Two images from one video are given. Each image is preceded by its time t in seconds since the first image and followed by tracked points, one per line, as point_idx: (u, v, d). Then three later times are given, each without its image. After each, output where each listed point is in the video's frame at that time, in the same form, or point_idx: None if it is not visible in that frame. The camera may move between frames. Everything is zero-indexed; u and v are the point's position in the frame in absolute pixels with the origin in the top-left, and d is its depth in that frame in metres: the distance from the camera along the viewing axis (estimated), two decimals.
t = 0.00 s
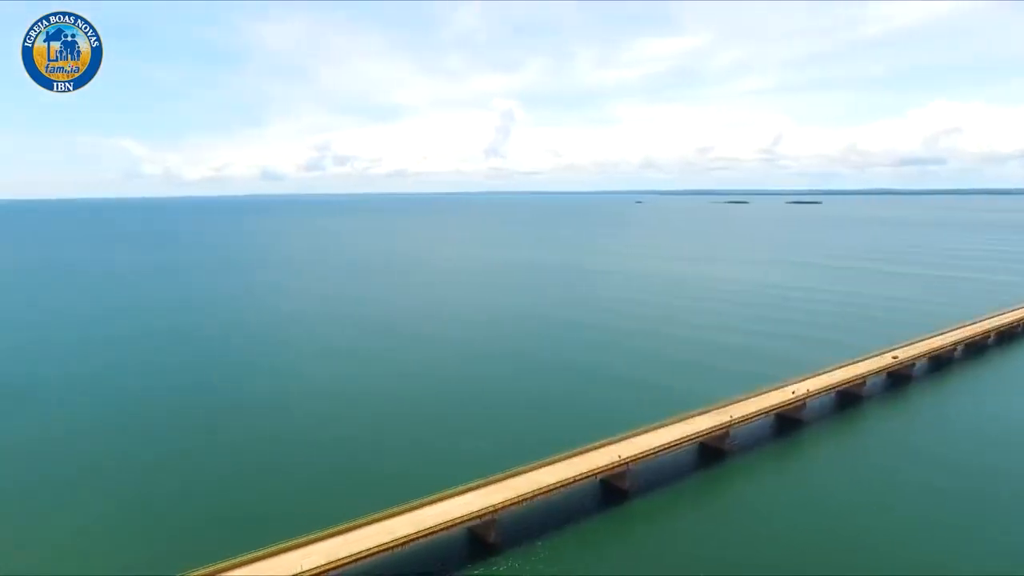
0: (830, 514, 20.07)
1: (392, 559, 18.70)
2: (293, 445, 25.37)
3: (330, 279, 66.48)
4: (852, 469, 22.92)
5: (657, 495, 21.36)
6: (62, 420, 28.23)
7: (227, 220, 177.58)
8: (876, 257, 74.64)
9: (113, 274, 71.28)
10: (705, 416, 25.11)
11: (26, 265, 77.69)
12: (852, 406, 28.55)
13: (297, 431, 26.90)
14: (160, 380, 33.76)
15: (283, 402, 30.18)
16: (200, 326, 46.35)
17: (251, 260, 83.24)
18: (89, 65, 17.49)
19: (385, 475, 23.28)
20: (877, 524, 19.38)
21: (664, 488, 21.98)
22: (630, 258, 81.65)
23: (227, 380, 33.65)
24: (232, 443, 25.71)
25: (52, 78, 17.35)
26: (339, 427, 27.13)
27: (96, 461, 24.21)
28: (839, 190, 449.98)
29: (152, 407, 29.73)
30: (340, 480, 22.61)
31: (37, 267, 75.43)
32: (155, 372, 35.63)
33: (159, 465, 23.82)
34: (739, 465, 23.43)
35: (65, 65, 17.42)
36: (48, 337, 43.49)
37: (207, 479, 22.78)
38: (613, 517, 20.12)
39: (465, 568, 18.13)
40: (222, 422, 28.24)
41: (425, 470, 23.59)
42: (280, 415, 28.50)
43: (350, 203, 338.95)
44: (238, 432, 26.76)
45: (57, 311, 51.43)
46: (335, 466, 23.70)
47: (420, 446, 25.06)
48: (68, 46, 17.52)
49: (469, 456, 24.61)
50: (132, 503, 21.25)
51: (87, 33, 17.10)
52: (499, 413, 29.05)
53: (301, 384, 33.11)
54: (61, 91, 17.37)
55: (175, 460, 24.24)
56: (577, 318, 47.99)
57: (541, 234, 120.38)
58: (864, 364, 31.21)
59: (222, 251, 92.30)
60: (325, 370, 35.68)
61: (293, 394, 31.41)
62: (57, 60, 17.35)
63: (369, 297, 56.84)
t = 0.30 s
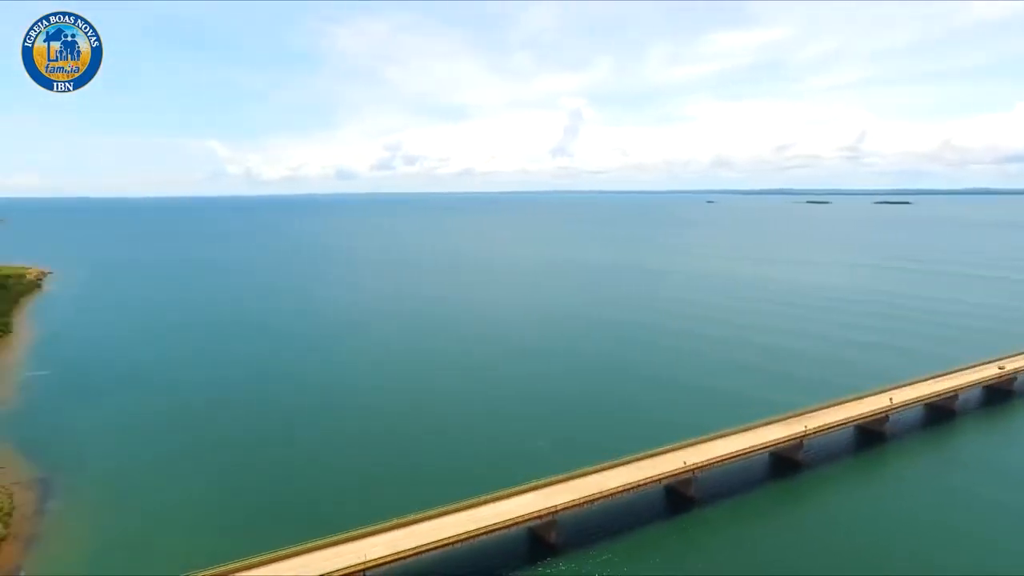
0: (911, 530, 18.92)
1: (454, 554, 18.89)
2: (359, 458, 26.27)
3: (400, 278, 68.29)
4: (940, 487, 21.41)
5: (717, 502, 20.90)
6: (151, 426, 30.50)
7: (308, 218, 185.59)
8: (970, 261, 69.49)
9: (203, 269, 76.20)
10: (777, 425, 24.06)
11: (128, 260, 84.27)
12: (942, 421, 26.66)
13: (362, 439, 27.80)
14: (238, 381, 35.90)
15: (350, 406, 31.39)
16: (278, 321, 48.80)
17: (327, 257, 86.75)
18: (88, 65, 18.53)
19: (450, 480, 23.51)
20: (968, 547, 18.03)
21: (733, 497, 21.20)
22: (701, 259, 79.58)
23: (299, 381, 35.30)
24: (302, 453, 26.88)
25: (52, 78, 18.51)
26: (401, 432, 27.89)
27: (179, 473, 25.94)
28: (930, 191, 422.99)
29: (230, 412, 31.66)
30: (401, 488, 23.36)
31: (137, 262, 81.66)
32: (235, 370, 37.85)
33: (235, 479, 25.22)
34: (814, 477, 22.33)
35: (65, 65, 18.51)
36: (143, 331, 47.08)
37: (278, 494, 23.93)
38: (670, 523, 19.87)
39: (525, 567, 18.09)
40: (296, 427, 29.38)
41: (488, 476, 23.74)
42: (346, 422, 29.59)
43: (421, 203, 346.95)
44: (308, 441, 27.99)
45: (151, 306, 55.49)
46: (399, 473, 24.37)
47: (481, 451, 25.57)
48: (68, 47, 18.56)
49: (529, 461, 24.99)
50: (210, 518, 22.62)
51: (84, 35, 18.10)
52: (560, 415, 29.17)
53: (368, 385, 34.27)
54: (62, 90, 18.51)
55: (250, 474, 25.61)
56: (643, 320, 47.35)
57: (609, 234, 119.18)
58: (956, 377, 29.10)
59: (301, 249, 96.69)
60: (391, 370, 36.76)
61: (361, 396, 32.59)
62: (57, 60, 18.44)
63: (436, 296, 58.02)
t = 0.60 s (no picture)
0: (985, 550, 17.74)
1: (504, 553, 18.88)
2: (410, 464, 26.66)
3: (455, 277, 68.95)
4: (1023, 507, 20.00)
5: (775, 514, 20.16)
6: (215, 420, 31.75)
7: (367, 216, 189.89)
8: None
9: (267, 265, 79.06)
10: (841, 435, 23.06)
11: (198, 256, 88.32)
12: None
13: (414, 446, 28.18)
14: (297, 378, 37.01)
15: (402, 411, 31.81)
16: (335, 319, 50.09)
17: (384, 255, 88.50)
18: (88, 65, 17.54)
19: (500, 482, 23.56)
20: None
21: (792, 508, 20.44)
22: (762, 261, 77.22)
23: (354, 381, 36.10)
24: (355, 457, 27.49)
25: (52, 78, 17.52)
26: (451, 446, 28.07)
27: (240, 468, 26.93)
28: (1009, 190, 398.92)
29: (288, 408, 32.66)
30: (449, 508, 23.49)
31: (206, 259, 85.41)
32: (293, 367, 39.02)
33: (291, 478, 26.00)
34: (881, 491, 21.27)
35: (65, 65, 17.55)
36: (210, 325, 49.22)
37: (332, 498, 24.51)
38: (724, 533, 19.30)
39: (575, 570, 17.90)
40: (353, 429, 30.13)
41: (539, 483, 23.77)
42: (398, 427, 30.01)
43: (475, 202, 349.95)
44: (361, 444, 28.56)
45: (217, 301, 57.92)
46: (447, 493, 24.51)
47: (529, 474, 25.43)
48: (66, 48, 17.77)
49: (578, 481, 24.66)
50: (268, 518, 23.40)
51: (87, 33, 17.39)
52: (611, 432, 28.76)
53: (420, 387, 34.72)
54: (61, 90, 17.52)
55: (306, 474, 26.35)
56: (699, 324, 46.25)
57: (665, 235, 117.10)
58: None
59: (360, 247, 99.01)
60: (443, 372, 37.10)
61: (413, 399, 33.00)
62: (57, 60, 17.51)
63: (489, 296, 58.30)
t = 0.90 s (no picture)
0: None
1: (557, 556, 18.63)
2: (465, 464, 26.75)
3: (514, 276, 68.93)
4: None
5: (845, 530, 19.12)
6: (278, 412, 32.81)
7: (429, 215, 192.82)
8: None
9: (332, 263, 81.23)
10: (919, 450, 21.65)
11: (267, 254, 91.65)
12: None
13: (470, 445, 28.25)
14: (357, 374, 37.83)
15: (460, 409, 32.01)
16: (395, 316, 50.90)
17: (445, 254, 89.46)
18: (90, 65, 16.28)
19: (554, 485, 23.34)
20: None
21: (863, 525, 19.34)
22: (835, 264, 73.68)
23: (411, 378, 36.61)
24: (411, 453, 27.82)
25: (53, 77, 15.95)
26: (507, 447, 27.97)
27: (301, 461, 27.68)
28: None
29: (349, 404, 33.41)
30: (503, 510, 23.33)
31: (275, 256, 88.57)
32: (354, 362, 39.91)
33: (351, 473, 26.55)
34: (964, 513, 19.86)
35: (67, 66, 16.18)
36: (277, 320, 50.98)
37: (387, 494, 24.85)
38: (788, 548, 18.44)
39: None
40: (411, 425, 30.54)
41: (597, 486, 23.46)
42: (455, 426, 30.21)
43: (535, 201, 350.53)
44: (418, 442, 28.87)
45: (284, 297, 59.92)
46: (501, 493, 24.47)
47: (585, 479, 25.05)
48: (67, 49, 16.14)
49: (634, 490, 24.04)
50: (326, 511, 23.94)
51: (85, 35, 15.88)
52: (671, 439, 28.00)
53: (477, 387, 34.90)
54: (64, 91, 16.18)
55: (364, 469, 26.85)
56: (765, 329, 44.56)
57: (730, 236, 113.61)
58: None
59: (422, 246, 100.60)
60: (500, 372, 37.10)
61: (471, 400, 33.09)
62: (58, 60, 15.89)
63: (548, 296, 57.95)
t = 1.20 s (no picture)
0: None
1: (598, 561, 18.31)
2: (506, 463, 26.67)
3: (558, 276, 68.50)
4: None
5: (901, 543, 18.27)
6: (323, 407, 33.40)
7: (473, 214, 193.35)
8: None
9: (379, 261, 82.46)
10: (985, 463, 20.50)
11: (315, 251, 93.67)
12: None
13: (510, 445, 28.15)
14: (400, 371, 38.26)
15: (501, 409, 31.97)
16: (438, 315, 51.23)
17: (489, 253, 89.68)
18: (89, 65, 16.09)
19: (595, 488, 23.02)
20: None
21: (922, 539, 18.45)
22: (894, 266, 70.66)
23: (454, 376, 36.86)
24: (453, 451, 27.90)
25: (51, 79, 15.72)
26: (547, 448, 27.77)
27: (343, 456, 28.09)
28: None
29: (391, 400, 33.78)
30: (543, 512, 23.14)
31: (323, 254, 90.44)
32: (398, 360, 40.36)
33: (392, 469, 26.81)
34: None
35: (65, 66, 15.89)
36: (324, 317, 52.05)
37: (427, 491, 24.98)
38: (839, 560, 17.75)
39: None
40: (452, 423, 30.67)
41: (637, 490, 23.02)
42: (495, 425, 30.17)
43: (579, 200, 348.11)
44: (458, 440, 28.95)
45: (331, 294, 61.06)
46: (541, 494, 24.28)
47: (627, 483, 24.67)
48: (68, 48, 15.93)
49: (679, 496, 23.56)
50: (367, 506, 24.20)
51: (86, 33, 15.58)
52: (717, 445, 27.31)
53: (520, 386, 34.85)
54: (62, 91, 15.83)
55: (404, 465, 27.06)
56: (818, 332, 43.01)
57: (782, 236, 110.30)
58: None
59: (467, 245, 101.19)
60: (542, 372, 36.89)
61: (513, 399, 33.00)
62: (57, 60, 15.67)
63: (592, 296, 57.34)
